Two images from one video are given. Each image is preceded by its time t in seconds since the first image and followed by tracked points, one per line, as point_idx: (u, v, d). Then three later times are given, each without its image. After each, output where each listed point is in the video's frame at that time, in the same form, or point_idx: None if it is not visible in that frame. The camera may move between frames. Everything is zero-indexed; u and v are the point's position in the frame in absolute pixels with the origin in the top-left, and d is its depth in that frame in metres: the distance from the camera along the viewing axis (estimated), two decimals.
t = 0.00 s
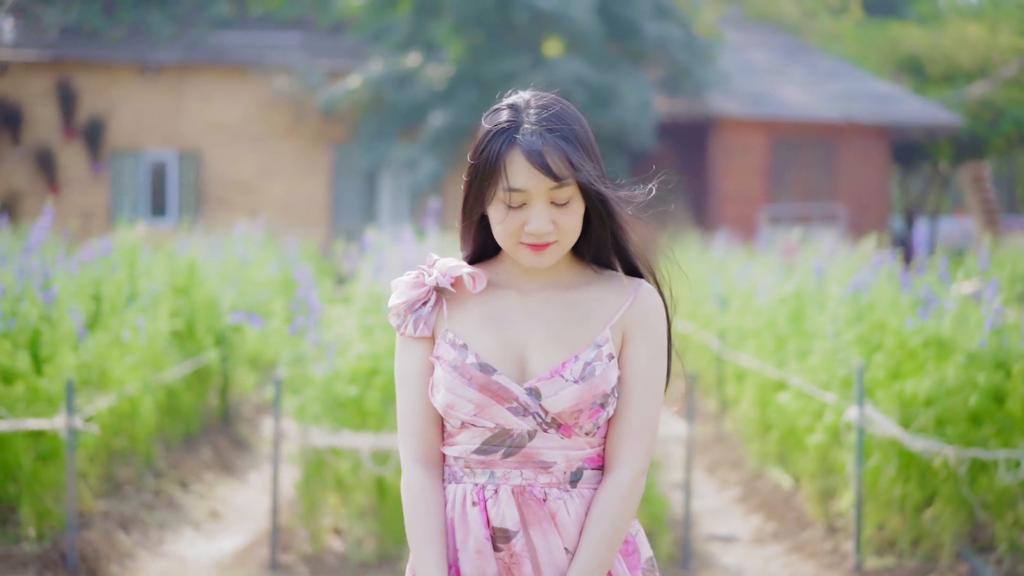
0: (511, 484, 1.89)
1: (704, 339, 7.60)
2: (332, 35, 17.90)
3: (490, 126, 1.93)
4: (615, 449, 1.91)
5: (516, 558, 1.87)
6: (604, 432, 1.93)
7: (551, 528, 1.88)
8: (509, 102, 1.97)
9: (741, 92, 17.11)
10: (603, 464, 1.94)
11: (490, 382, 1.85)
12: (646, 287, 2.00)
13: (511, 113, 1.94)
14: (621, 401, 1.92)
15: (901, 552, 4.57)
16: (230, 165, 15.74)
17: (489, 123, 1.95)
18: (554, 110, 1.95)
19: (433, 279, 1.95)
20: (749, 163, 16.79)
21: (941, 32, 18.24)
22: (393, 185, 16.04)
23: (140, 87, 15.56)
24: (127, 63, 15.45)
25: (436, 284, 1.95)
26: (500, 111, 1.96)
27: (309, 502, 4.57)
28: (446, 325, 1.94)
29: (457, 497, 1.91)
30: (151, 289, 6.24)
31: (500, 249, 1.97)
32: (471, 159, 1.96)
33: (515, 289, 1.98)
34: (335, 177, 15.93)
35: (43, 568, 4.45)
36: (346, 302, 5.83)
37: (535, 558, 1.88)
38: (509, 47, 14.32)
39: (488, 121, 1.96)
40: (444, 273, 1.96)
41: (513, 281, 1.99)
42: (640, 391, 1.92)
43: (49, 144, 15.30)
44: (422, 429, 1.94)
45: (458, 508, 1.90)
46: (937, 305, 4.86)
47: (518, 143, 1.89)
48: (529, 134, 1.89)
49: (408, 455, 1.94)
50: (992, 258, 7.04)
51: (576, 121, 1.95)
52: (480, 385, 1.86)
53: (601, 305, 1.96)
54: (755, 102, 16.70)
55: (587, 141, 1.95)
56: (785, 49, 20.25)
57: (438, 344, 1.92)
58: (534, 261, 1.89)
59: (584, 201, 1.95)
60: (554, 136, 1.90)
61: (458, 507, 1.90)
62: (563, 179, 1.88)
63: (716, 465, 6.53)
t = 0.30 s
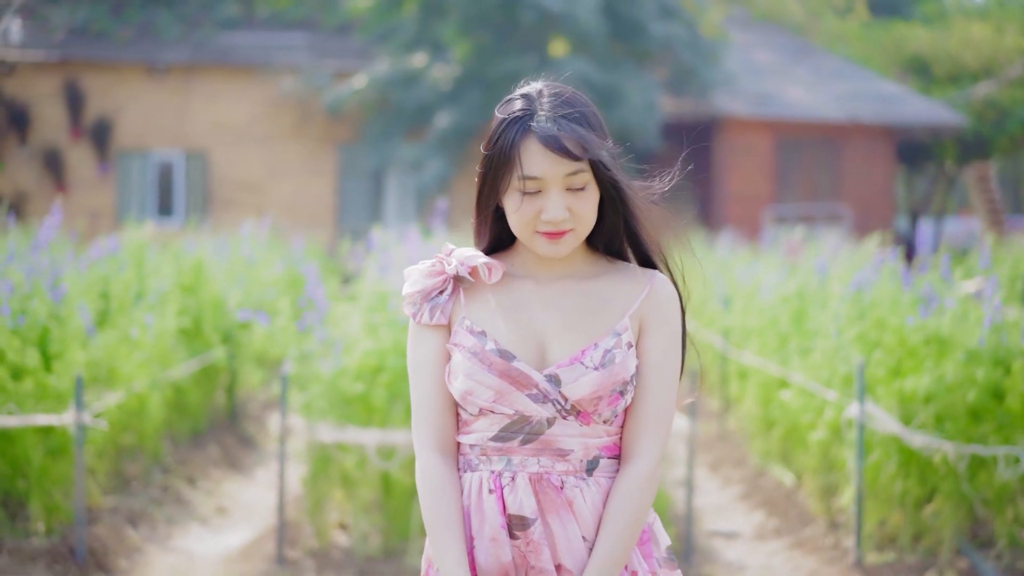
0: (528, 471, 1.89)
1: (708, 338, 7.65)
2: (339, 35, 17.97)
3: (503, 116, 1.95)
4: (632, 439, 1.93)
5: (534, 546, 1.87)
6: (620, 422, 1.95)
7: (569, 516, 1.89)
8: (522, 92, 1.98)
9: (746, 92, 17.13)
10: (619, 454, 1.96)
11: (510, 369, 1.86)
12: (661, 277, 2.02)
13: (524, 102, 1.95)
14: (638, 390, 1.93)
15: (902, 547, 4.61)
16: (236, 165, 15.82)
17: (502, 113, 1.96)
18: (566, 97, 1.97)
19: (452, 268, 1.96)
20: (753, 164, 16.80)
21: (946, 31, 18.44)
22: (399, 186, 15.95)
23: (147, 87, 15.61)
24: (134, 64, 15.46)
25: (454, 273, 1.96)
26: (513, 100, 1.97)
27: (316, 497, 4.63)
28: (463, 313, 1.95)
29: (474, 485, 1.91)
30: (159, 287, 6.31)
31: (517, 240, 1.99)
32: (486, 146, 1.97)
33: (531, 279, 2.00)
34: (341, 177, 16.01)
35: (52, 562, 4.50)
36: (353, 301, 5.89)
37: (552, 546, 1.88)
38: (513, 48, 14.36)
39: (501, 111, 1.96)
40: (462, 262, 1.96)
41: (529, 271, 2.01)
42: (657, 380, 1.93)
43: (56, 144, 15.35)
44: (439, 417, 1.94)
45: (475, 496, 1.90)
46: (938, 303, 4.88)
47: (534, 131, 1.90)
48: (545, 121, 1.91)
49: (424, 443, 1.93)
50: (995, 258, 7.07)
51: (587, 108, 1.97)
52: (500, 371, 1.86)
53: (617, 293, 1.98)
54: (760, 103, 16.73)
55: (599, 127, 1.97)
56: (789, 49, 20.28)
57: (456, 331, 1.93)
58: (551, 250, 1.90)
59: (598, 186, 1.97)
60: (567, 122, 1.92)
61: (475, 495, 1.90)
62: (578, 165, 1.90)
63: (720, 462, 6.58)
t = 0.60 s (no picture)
0: (541, 464, 1.92)
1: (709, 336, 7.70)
2: (342, 35, 18.05)
3: (518, 107, 1.98)
4: (643, 432, 1.97)
5: (547, 537, 1.91)
6: (632, 414, 1.99)
7: (581, 509, 1.93)
8: (536, 84, 2.02)
9: (749, 93, 17.16)
10: (631, 446, 2.00)
11: (523, 362, 1.88)
12: (671, 271, 2.06)
13: (539, 93, 1.99)
14: (650, 383, 1.98)
15: (901, 543, 4.66)
16: (241, 166, 15.88)
17: (516, 104, 2.00)
18: (579, 87, 2.02)
19: (466, 260, 1.99)
20: (756, 164, 16.83)
21: (949, 32, 18.55)
22: (403, 186, 16.12)
23: (152, 87, 15.68)
24: (139, 64, 15.55)
25: (468, 266, 1.99)
26: (527, 91, 2.01)
27: (320, 493, 4.67)
28: (476, 305, 1.97)
29: (487, 478, 1.94)
30: (164, 286, 6.36)
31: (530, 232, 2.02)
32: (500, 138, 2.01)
33: (543, 271, 2.03)
34: (346, 178, 16.07)
35: (61, 557, 4.55)
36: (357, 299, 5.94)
37: (566, 537, 1.92)
38: (517, 48, 14.41)
39: (515, 102, 2.00)
40: (475, 255, 1.99)
41: (542, 264, 2.05)
42: (668, 373, 1.97)
43: (60, 145, 15.44)
44: (452, 411, 1.96)
45: (489, 488, 1.94)
46: (937, 301, 4.91)
47: (550, 120, 1.94)
48: (560, 110, 1.95)
49: (436, 436, 1.96)
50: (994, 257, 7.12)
51: (600, 98, 2.02)
52: (514, 364, 1.89)
53: (630, 286, 2.02)
54: (763, 103, 16.76)
55: (612, 117, 2.02)
56: (792, 49, 20.31)
57: (469, 323, 1.95)
58: (566, 240, 1.94)
59: (612, 177, 2.01)
60: (582, 111, 1.96)
61: (489, 487, 1.93)
62: (593, 154, 1.94)
63: (721, 460, 6.62)
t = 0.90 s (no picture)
0: (548, 463, 1.92)
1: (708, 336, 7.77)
2: (344, 36, 18.14)
3: (527, 102, 1.98)
4: (650, 430, 1.96)
5: (554, 535, 1.90)
6: (638, 411, 1.98)
7: (589, 507, 1.92)
8: (545, 80, 2.02)
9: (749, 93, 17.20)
10: (637, 444, 1.99)
11: (530, 361, 1.88)
12: (677, 268, 2.06)
13: (548, 88, 1.99)
14: (656, 380, 1.97)
15: (897, 539, 4.71)
16: (243, 166, 15.94)
17: (526, 99, 1.99)
18: (587, 83, 2.02)
19: (471, 260, 1.97)
20: (757, 164, 16.90)
21: (949, 33, 18.69)
22: (404, 187, 16.26)
23: (154, 88, 15.73)
24: (141, 65, 15.61)
25: (474, 266, 1.97)
26: (537, 87, 2.00)
27: (323, 490, 4.74)
28: (483, 304, 1.96)
29: (495, 475, 1.93)
30: (168, 284, 6.42)
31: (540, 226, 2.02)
32: (509, 133, 2.00)
33: (550, 268, 2.03)
34: (347, 179, 16.14)
35: (66, 552, 4.61)
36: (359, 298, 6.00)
37: (573, 535, 1.92)
38: (518, 49, 14.50)
39: (524, 98, 2.00)
40: (481, 256, 1.97)
41: (549, 262, 2.04)
42: (674, 370, 1.97)
43: (63, 145, 15.50)
44: (459, 410, 1.95)
45: (496, 485, 1.92)
46: (934, 300, 4.96)
47: (561, 113, 1.93)
48: (570, 103, 1.95)
49: (443, 435, 1.95)
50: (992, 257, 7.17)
51: (608, 94, 2.02)
52: (520, 364, 1.88)
53: (637, 283, 2.02)
54: (764, 104, 16.80)
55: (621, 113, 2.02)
56: (793, 50, 20.37)
57: (476, 323, 1.94)
58: (576, 234, 1.93)
59: (620, 172, 2.00)
60: (591, 105, 1.96)
61: (497, 485, 1.92)
62: (603, 147, 1.94)
63: (720, 458, 6.67)
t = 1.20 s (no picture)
0: (554, 456, 1.92)
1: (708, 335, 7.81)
2: (344, 36, 18.20)
3: (529, 96, 1.97)
4: (654, 423, 1.95)
5: (559, 529, 1.90)
6: (643, 405, 1.98)
7: (593, 500, 1.92)
8: (548, 73, 2.01)
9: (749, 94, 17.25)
10: (642, 437, 1.99)
11: (536, 357, 1.87)
12: (681, 261, 2.04)
13: (550, 82, 1.98)
14: (660, 373, 1.96)
15: (893, 535, 4.76)
16: (244, 166, 15.99)
17: (528, 93, 1.98)
18: (589, 78, 2.01)
19: (475, 255, 1.97)
20: (757, 164, 16.96)
21: (948, 34, 18.77)
22: (405, 187, 16.20)
23: (156, 89, 15.78)
24: (143, 65, 15.66)
25: (477, 260, 1.96)
26: (538, 81, 1.99)
27: (325, 487, 4.79)
28: (487, 299, 1.96)
29: (500, 468, 1.94)
30: (171, 283, 6.48)
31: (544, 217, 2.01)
32: (511, 125, 1.99)
33: (553, 262, 2.01)
34: (348, 179, 16.18)
35: (71, 548, 4.65)
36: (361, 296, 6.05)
37: (578, 528, 1.92)
38: (520, 49, 14.53)
39: (526, 92, 1.99)
40: (484, 250, 1.97)
41: (553, 255, 2.03)
42: (678, 363, 1.96)
43: (65, 145, 15.56)
44: (463, 403, 1.96)
45: (501, 478, 1.93)
46: (930, 298, 5.01)
47: (564, 104, 1.92)
48: (574, 95, 1.94)
49: (448, 429, 1.96)
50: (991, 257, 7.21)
51: (611, 88, 2.01)
52: (525, 359, 1.87)
53: (641, 276, 2.00)
54: (764, 104, 16.86)
55: (623, 105, 2.01)
56: (793, 50, 20.43)
57: (480, 317, 1.94)
58: (582, 227, 1.91)
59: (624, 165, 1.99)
60: (595, 97, 1.95)
61: (502, 478, 1.93)
62: (607, 136, 1.92)
63: (719, 456, 6.72)
